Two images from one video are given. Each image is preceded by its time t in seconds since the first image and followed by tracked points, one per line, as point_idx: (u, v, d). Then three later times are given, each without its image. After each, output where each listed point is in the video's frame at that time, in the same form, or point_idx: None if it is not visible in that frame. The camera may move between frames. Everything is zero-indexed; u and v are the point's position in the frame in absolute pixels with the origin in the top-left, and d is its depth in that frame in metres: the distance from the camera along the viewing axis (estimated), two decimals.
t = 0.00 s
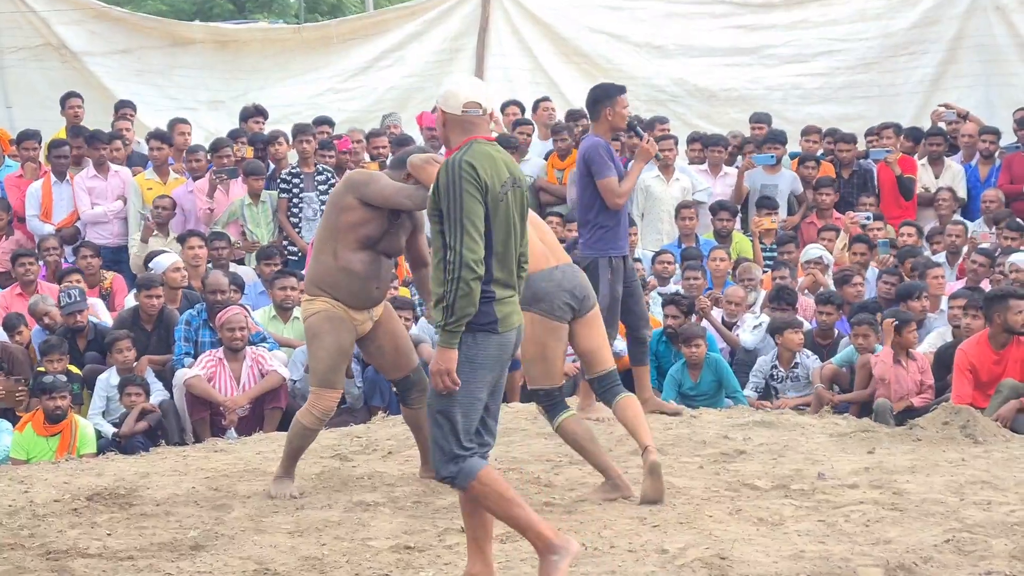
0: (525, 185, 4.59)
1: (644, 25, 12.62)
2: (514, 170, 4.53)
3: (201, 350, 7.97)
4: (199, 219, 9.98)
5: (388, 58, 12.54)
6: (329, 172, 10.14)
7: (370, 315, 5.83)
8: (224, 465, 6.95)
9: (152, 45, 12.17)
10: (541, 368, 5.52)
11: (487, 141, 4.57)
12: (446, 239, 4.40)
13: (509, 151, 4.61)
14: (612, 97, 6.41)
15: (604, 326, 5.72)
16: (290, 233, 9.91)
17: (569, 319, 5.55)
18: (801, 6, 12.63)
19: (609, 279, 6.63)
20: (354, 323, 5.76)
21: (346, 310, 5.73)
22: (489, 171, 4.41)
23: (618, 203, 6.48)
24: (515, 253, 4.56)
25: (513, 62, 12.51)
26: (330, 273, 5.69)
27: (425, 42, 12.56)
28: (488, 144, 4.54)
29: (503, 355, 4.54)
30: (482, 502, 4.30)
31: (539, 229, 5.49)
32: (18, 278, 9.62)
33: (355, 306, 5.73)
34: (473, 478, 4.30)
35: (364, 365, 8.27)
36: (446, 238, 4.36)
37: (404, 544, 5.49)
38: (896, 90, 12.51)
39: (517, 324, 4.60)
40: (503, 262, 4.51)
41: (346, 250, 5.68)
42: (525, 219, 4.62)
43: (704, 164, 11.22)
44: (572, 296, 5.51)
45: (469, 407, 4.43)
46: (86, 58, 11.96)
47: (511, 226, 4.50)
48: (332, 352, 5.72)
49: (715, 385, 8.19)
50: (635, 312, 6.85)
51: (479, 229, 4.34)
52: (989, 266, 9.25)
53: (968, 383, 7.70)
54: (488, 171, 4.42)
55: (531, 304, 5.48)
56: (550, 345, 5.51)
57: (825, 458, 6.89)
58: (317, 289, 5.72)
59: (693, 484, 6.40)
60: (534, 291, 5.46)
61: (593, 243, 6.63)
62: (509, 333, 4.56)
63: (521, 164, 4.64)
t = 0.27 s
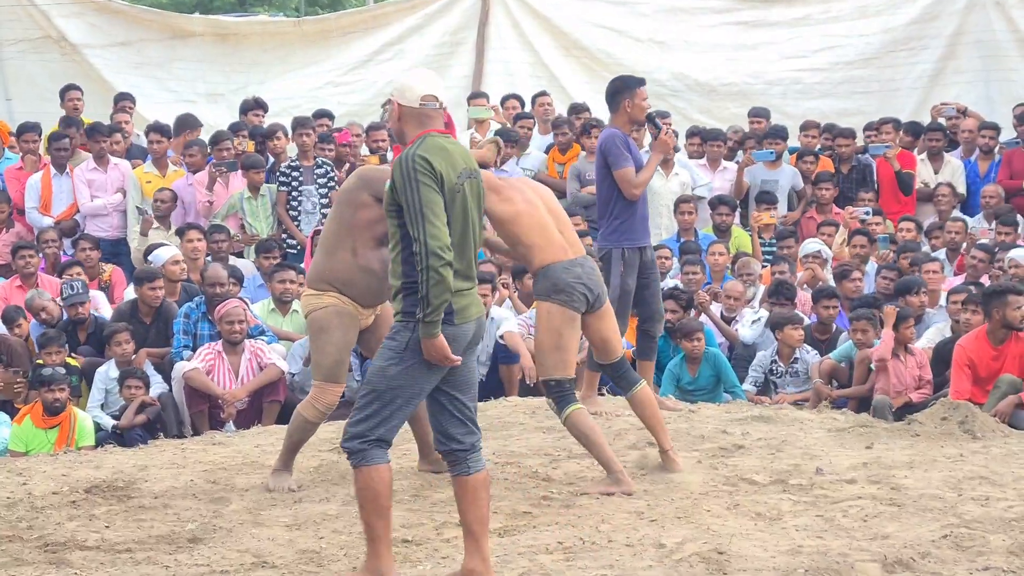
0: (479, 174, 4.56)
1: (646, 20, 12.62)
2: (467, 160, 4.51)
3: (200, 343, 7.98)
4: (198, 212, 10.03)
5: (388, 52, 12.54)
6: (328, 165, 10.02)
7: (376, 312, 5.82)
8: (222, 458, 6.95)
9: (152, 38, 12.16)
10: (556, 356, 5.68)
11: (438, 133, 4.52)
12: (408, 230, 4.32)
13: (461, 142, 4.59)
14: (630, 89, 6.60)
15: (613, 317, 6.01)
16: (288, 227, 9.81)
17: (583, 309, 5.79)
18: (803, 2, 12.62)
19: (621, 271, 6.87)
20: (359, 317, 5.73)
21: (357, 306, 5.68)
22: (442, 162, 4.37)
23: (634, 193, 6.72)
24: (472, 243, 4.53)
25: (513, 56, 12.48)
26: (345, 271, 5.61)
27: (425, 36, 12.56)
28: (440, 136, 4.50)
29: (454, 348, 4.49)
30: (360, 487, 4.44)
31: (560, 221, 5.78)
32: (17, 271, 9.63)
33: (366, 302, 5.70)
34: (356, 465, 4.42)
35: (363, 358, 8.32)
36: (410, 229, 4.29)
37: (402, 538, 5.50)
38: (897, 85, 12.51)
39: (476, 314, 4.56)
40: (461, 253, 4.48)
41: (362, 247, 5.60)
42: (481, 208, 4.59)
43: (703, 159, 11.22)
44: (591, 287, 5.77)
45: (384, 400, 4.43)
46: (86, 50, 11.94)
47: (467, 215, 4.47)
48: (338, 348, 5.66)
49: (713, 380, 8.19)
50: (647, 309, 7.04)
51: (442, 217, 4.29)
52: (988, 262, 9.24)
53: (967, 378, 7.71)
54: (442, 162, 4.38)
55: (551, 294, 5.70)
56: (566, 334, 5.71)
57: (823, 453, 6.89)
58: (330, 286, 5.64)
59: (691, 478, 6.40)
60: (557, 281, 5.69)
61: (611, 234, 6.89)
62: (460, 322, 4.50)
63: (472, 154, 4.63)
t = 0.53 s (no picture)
0: (419, 175, 4.59)
1: (649, 18, 12.63)
2: (405, 161, 4.54)
3: (200, 339, 7.98)
4: (199, 208, 10.01)
5: (388, 48, 12.52)
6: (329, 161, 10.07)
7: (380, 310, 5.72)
8: (222, 453, 6.95)
9: (152, 33, 12.14)
10: (574, 339, 5.83)
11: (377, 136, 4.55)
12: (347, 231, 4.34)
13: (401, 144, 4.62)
14: (646, 84, 6.64)
15: (627, 303, 6.11)
16: (289, 222, 9.82)
17: (604, 294, 5.90)
18: None
19: (631, 266, 6.89)
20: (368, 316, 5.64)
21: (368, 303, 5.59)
22: (377, 164, 4.40)
23: (646, 188, 6.74)
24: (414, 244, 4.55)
25: (514, 53, 12.53)
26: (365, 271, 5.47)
27: (426, 32, 12.55)
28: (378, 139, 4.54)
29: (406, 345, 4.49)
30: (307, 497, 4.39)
31: (576, 210, 5.85)
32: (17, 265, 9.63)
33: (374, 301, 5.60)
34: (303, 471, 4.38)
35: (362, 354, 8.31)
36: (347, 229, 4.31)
37: (402, 534, 5.50)
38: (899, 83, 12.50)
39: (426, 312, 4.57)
40: (401, 253, 4.49)
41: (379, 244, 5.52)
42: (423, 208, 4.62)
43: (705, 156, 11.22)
44: (610, 274, 5.87)
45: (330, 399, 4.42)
46: (87, 45, 11.92)
47: (407, 216, 4.49)
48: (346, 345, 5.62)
49: (713, 376, 8.18)
50: (651, 304, 7.07)
51: (381, 215, 4.30)
52: (989, 259, 9.23)
53: (967, 376, 7.70)
54: (376, 165, 4.41)
55: (573, 281, 5.79)
56: (589, 319, 5.85)
57: (824, 451, 6.89)
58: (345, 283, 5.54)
59: (692, 475, 6.40)
60: (580, 268, 5.77)
61: (624, 229, 6.91)
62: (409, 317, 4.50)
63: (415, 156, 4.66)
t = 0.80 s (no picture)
0: (362, 162, 4.47)
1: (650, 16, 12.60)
2: (344, 149, 4.43)
3: (201, 336, 7.99)
4: (200, 205, 10.00)
5: (389, 46, 12.52)
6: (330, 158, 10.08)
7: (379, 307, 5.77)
8: (223, 450, 6.95)
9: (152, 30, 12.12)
10: (588, 329, 5.79)
11: (319, 123, 4.46)
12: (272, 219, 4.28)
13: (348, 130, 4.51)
14: (650, 83, 6.61)
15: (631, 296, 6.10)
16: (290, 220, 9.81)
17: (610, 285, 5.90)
18: None
19: (634, 263, 6.90)
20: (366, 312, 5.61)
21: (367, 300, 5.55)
22: (306, 153, 4.31)
23: (649, 186, 6.75)
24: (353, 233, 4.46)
25: (515, 51, 12.53)
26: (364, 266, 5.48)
27: (427, 29, 12.54)
28: (319, 126, 4.44)
29: (359, 335, 4.47)
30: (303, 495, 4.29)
31: (577, 206, 5.87)
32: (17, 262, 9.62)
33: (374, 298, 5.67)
34: (298, 471, 4.27)
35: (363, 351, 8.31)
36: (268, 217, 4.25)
37: (403, 531, 5.50)
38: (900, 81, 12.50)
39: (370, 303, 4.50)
40: (335, 241, 4.40)
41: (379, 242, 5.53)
42: (368, 196, 4.50)
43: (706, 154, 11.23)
44: (616, 264, 5.88)
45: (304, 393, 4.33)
46: (88, 43, 11.90)
47: (341, 205, 4.39)
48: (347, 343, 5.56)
49: (714, 374, 8.18)
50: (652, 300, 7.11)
51: (298, 204, 4.22)
52: (989, 257, 9.23)
53: (968, 374, 7.69)
54: (306, 153, 4.33)
55: (582, 273, 5.78)
56: (599, 311, 5.83)
57: (824, 449, 6.89)
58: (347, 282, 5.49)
59: (691, 473, 6.39)
60: (587, 258, 5.77)
61: (629, 227, 6.93)
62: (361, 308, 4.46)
63: (365, 142, 4.54)
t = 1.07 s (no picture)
0: (328, 155, 4.35)
1: (655, 10, 12.61)
2: (305, 142, 4.32)
3: (202, 328, 8.01)
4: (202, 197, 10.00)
5: (393, 40, 12.49)
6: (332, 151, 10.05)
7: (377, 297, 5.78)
8: (224, 443, 6.95)
9: (153, 23, 12.08)
10: (588, 323, 5.78)
11: (285, 117, 4.38)
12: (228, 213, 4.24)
13: (316, 122, 4.41)
14: (654, 77, 6.65)
15: (633, 289, 6.10)
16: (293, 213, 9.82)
17: (611, 278, 5.88)
18: None
19: (637, 256, 6.91)
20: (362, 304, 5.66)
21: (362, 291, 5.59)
22: (260, 146, 4.25)
23: (650, 180, 6.72)
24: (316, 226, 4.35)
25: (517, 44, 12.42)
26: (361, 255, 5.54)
27: (429, 23, 12.53)
28: (283, 120, 4.36)
29: (334, 327, 4.43)
30: (300, 487, 4.23)
31: (577, 199, 5.89)
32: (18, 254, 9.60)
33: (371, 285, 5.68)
34: (295, 464, 4.20)
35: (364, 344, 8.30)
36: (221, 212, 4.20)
37: (404, 524, 5.50)
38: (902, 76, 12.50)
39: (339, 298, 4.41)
40: (296, 236, 4.31)
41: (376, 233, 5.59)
42: (334, 190, 4.38)
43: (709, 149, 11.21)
44: (616, 257, 5.87)
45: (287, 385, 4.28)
46: (90, 35, 11.85)
47: (300, 198, 4.29)
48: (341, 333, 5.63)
49: (716, 367, 8.17)
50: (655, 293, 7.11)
51: (245, 197, 4.15)
52: (991, 252, 9.23)
53: (969, 368, 7.69)
54: (261, 146, 4.25)
55: (581, 267, 5.78)
56: (600, 304, 5.81)
57: (826, 443, 6.89)
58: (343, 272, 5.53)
59: (693, 467, 6.39)
60: (587, 252, 5.77)
61: (632, 221, 6.93)
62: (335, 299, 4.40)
63: (335, 134, 4.42)
